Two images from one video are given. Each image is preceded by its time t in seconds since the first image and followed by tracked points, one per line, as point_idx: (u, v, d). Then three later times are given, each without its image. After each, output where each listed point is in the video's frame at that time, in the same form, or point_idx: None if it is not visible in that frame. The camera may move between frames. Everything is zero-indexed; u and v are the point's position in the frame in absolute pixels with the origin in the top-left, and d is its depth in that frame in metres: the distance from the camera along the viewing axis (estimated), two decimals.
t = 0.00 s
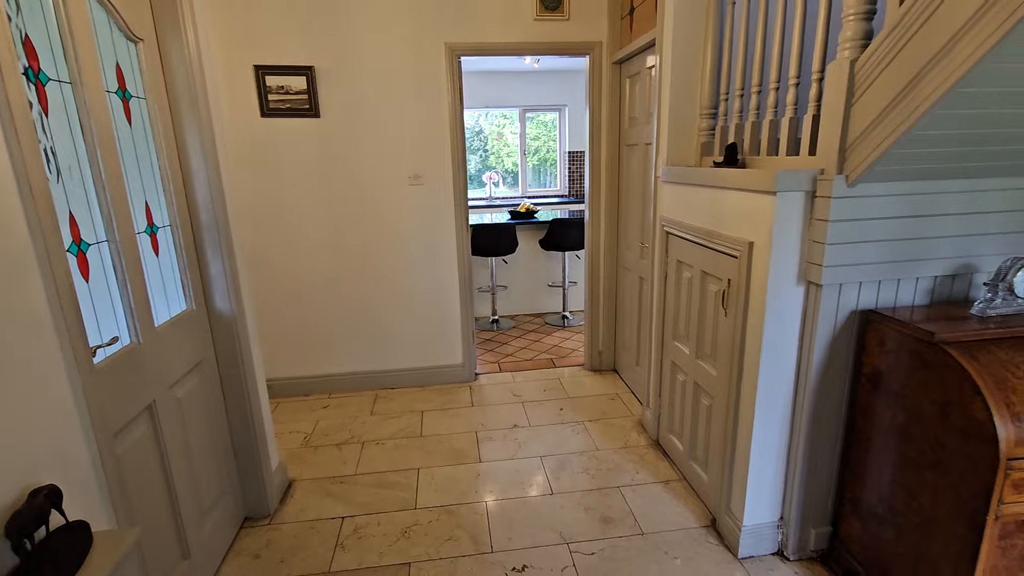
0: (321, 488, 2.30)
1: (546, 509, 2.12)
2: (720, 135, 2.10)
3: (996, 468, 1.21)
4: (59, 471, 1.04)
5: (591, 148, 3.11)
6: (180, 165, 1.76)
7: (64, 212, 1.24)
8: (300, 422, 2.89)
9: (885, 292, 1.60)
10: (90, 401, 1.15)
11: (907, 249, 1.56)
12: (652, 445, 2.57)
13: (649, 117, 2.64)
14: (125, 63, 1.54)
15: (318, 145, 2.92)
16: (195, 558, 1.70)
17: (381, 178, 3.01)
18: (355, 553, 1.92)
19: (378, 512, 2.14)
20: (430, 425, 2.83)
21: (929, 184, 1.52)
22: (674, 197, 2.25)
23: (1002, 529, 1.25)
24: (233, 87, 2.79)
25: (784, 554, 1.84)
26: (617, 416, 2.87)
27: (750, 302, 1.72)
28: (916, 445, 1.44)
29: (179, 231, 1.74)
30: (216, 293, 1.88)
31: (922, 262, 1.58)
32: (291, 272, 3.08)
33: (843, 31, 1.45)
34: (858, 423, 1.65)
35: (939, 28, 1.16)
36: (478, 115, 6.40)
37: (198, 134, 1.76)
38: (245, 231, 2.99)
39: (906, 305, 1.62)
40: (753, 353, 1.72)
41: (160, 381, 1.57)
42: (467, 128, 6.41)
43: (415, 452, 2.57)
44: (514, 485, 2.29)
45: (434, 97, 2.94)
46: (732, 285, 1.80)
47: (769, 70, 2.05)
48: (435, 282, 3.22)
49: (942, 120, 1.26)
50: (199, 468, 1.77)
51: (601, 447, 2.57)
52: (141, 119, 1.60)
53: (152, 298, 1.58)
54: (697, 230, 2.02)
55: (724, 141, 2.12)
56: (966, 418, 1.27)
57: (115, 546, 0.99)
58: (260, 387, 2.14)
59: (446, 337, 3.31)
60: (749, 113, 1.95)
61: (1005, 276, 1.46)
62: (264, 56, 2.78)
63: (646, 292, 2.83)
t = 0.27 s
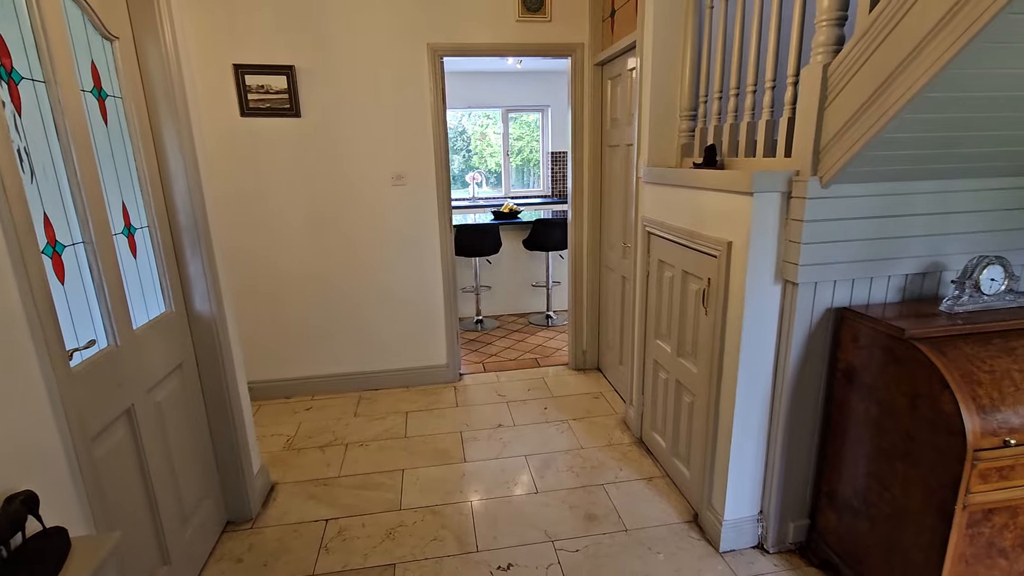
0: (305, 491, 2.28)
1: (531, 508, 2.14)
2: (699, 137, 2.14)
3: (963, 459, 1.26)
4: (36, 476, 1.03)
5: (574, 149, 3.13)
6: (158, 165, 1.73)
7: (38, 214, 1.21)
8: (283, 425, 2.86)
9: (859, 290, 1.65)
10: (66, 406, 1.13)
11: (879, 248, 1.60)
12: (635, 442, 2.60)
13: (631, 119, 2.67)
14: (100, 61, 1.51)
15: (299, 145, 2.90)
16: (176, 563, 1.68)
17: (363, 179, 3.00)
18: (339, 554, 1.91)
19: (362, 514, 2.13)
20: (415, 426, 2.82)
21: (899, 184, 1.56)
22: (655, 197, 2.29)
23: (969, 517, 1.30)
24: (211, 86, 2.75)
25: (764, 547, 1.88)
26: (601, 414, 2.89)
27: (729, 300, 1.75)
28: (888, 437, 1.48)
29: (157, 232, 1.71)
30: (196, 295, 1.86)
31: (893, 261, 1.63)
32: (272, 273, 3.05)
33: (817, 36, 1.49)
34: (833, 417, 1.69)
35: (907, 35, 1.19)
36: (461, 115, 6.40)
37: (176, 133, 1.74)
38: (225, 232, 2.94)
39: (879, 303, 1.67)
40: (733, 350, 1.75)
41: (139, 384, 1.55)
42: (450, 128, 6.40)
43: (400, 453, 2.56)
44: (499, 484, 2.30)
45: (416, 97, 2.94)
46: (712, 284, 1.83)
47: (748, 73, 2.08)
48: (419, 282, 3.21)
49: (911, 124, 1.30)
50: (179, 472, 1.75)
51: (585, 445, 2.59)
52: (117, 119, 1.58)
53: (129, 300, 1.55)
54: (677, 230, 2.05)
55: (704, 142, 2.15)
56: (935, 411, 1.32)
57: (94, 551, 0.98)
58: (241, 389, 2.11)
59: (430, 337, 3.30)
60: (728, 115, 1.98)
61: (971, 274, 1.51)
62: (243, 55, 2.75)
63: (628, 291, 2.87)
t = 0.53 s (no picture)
0: (294, 493, 2.26)
1: (523, 506, 2.15)
2: (686, 138, 2.17)
3: (945, 450, 1.29)
4: (24, 482, 1.00)
5: (561, 148, 3.14)
6: (142, 164, 1.70)
7: (21, 214, 1.18)
8: (270, 427, 2.83)
9: (843, 287, 1.69)
10: (53, 409, 1.11)
11: (863, 246, 1.64)
12: (625, 439, 2.63)
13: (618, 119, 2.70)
14: (83, 58, 1.48)
15: (285, 144, 2.87)
16: (164, 569, 1.65)
17: (350, 178, 2.98)
18: (331, 557, 1.90)
19: (354, 515, 2.12)
20: (404, 427, 2.81)
21: (882, 184, 1.60)
22: (643, 197, 2.31)
23: (951, 507, 1.34)
24: (194, 84, 2.71)
25: (753, 540, 1.91)
26: (590, 412, 2.91)
27: (717, 298, 1.78)
28: (872, 431, 1.52)
29: (142, 232, 1.68)
30: (182, 296, 1.83)
31: (876, 258, 1.67)
32: (258, 274, 3.01)
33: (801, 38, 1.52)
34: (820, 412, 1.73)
35: (889, 38, 1.23)
36: (444, 115, 6.38)
37: (160, 132, 1.71)
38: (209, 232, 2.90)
39: (862, 299, 1.71)
40: (721, 347, 1.78)
41: (125, 387, 1.52)
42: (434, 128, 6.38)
43: (390, 454, 2.55)
44: (490, 483, 2.31)
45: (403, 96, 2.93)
46: (701, 282, 1.86)
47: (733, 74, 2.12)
48: (407, 282, 3.20)
49: (893, 125, 1.34)
50: (167, 476, 1.72)
51: (575, 443, 2.61)
52: (100, 117, 1.54)
53: (115, 302, 1.52)
54: (665, 229, 2.08)
55: (691, 142, 2.18)
56: (918, 404, 1.35)
57: (86, 558, 0.96)
58: (228, 392, 2.08)
59: (418, 338, 3.29)
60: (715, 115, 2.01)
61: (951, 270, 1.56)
62: (226, 53, 2.71)
63: (616, 290, 2.89)
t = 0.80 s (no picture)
0: (285, 496, 2.24)
1: (516, 504, 2.16)
2: (674, 138, 2.20)
3: (928, 441, 1.34)
4: (19, 489, 0.99)
5: (549, 149, 3.16)
6: (128, 165, 1.67)
7: (8, 217, 1.16)
8: (258, 431, 2.80)
9: (827, 284, 1.73)
10: (46, 415, 1.09)
11: (846, 244, 1.69)
12: (614, 436, 2.66)
13: (605, 119, 2.73)
14: (67, 57, 1.45)
15: (270, 144, 2.84)
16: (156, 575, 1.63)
17: (337, 178, 2.96)
18: (325, 559, 1.89)
19: (346, 517, 2.11)
20: (394, 428, 2.81)
21: (864, 183, 1.65)
22: (630, 196, 2.34)
23: (933, 495, 1.39)
24: (176, 83, 2.67)
25: (742, 532, 1.95)
26: (580, 410, 2.94)
27: (706, 296, 1.81)
28: (858, 423, 1.56)
29: (129, 234, 1.65)
30: (171, 298, 1.80)
31: (858, 256, 1.72)
32: (244, 275, 2.98)
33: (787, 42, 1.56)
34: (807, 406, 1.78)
35: (873, 42, 1.27)
36: (427, 114, 6.36)
37: (147, 132, 1.68)
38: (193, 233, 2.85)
39: (846, 295, 1.76)
40: (711, 344, 1.81)
41: (115, 392, 1.49)
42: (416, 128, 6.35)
43: (381, 455, 2.54)
44: (483, 482, 2.32)
45: (390, 95, 2.92)
46: (690, 281, 1.89)
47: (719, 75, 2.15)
48: (395, 283, 3.19)
49: (876, 127, 1.38)
50: (157, 481, 1.70)
51: (566, 440, 2.64)
52: (86, 117, 1.52)
53: (103, 305, 1.50)
54: (654, 228, 2.11)
55: (678, 142, 2.21)
56: (901, 396, 1.40)
57: (85, 565, 0.95)
58: (217, 395, 2.06)
59: (407, 338, 3.29)
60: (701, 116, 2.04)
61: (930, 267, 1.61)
62: (210, 51, 2.67)
63: (604, 289, 2.92)
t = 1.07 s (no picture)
0: (272, 498, 2.22)
1: (506, 500, 2.18)
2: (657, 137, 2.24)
3: (904, 427, 1.40)
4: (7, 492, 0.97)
5: (532, 148, 3.18)
6: (109, 163, 1.64)
7: None
8: (242, 433, 2.76)
9: (807, 278, 1.79)
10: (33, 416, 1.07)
11: (824, 239, 1.75)
12: (601, 431, 2.69)
13: (588, 118, 2.76)
14: (46, 52, 1.42)
15: (251, 142, 2.80)
16: None
17: (320, 177, 2.93)
18: (315, 559, 1.88)
19: (335, 517, 2.10)
20: (381, 427, 2.80)
21: (841, 181, 1.71)
22: (615, 194, 2.37)
23: (909, 480, 1.45)
24: (153, 79, 2.61)
25: (726, 521, 2.00)
26: (566, 406, 2.97)
27: (691, 291, 1.85)
28: (837, 412, 1.62)
29: (111, 233, 1.62)
30: (154, 299, 1.77)
31: (836, 251, 1.78)
32: (225, 276, 2.93)
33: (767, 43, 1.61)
34: (788, 396, 1.83)
35: (850, 43, 1.32)
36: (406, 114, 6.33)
37: (128, 129, 1.65)
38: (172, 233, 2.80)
39: (824, 289, 1.81)
40: (696, 338, 1.85)
41: (99, 394, 1.47)
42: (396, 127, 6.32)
43: (369, 455, 2.53)
44: (472, 479, 2.33)
45: (374, 94, 2.90)
46: (674, 276, 1.93)
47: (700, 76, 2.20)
48: (380, 282, 3.17)
49: (853, 126, 1.43)
50: (142, 485, 1.67)
51: (553, 436, 2.66)
52: (65, 113, 1.48)
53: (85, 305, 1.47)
54: (638, 225, 2.15)
55: (661, 140, 2.25)
56: (879, 385, 1.45)
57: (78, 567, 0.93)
58: (202, 396, 2.03)
59: (392, 337, 3.27)
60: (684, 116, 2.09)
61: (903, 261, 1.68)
62: (188, 47, 2.63)
63: (589, 286, 2.95)
